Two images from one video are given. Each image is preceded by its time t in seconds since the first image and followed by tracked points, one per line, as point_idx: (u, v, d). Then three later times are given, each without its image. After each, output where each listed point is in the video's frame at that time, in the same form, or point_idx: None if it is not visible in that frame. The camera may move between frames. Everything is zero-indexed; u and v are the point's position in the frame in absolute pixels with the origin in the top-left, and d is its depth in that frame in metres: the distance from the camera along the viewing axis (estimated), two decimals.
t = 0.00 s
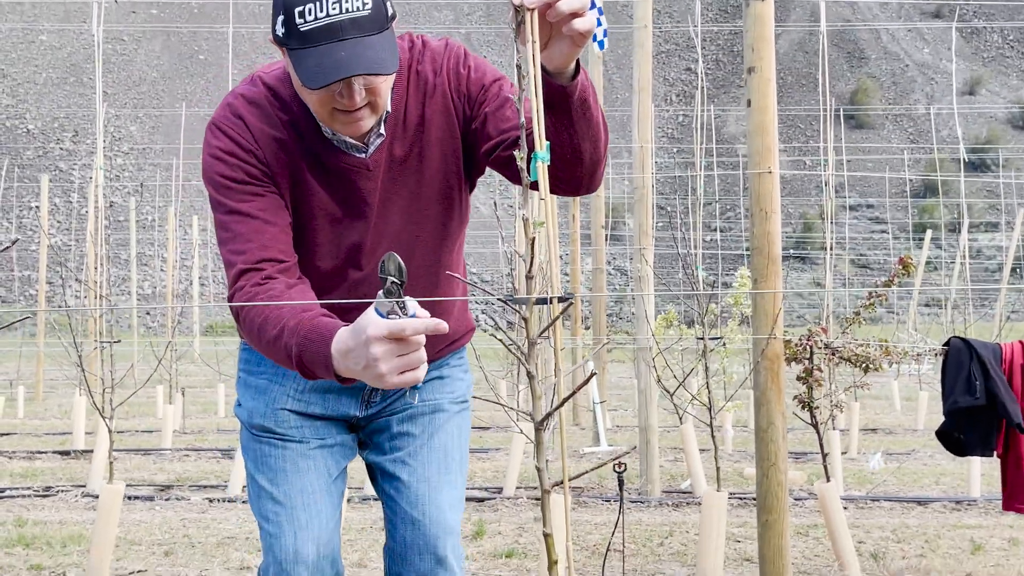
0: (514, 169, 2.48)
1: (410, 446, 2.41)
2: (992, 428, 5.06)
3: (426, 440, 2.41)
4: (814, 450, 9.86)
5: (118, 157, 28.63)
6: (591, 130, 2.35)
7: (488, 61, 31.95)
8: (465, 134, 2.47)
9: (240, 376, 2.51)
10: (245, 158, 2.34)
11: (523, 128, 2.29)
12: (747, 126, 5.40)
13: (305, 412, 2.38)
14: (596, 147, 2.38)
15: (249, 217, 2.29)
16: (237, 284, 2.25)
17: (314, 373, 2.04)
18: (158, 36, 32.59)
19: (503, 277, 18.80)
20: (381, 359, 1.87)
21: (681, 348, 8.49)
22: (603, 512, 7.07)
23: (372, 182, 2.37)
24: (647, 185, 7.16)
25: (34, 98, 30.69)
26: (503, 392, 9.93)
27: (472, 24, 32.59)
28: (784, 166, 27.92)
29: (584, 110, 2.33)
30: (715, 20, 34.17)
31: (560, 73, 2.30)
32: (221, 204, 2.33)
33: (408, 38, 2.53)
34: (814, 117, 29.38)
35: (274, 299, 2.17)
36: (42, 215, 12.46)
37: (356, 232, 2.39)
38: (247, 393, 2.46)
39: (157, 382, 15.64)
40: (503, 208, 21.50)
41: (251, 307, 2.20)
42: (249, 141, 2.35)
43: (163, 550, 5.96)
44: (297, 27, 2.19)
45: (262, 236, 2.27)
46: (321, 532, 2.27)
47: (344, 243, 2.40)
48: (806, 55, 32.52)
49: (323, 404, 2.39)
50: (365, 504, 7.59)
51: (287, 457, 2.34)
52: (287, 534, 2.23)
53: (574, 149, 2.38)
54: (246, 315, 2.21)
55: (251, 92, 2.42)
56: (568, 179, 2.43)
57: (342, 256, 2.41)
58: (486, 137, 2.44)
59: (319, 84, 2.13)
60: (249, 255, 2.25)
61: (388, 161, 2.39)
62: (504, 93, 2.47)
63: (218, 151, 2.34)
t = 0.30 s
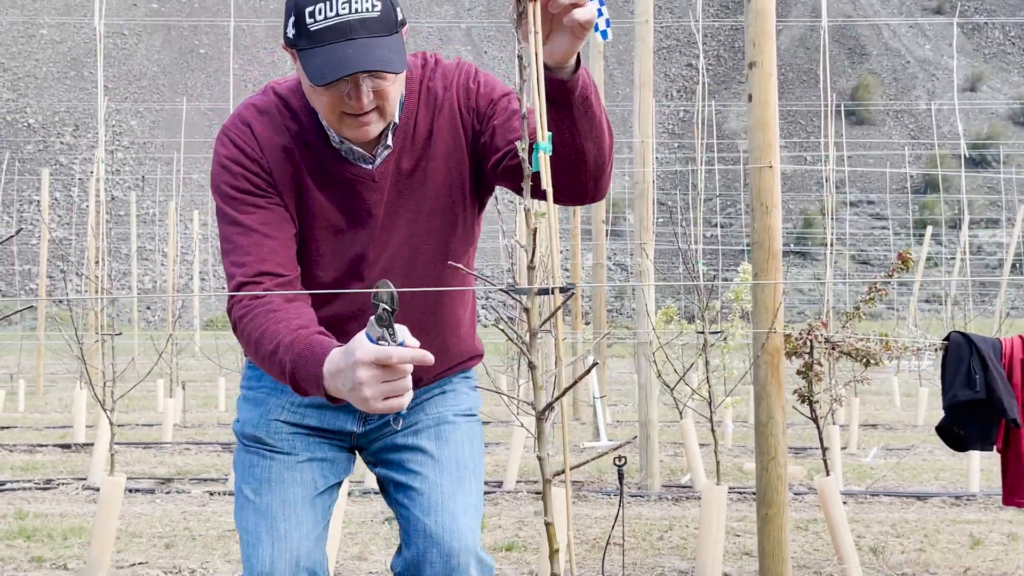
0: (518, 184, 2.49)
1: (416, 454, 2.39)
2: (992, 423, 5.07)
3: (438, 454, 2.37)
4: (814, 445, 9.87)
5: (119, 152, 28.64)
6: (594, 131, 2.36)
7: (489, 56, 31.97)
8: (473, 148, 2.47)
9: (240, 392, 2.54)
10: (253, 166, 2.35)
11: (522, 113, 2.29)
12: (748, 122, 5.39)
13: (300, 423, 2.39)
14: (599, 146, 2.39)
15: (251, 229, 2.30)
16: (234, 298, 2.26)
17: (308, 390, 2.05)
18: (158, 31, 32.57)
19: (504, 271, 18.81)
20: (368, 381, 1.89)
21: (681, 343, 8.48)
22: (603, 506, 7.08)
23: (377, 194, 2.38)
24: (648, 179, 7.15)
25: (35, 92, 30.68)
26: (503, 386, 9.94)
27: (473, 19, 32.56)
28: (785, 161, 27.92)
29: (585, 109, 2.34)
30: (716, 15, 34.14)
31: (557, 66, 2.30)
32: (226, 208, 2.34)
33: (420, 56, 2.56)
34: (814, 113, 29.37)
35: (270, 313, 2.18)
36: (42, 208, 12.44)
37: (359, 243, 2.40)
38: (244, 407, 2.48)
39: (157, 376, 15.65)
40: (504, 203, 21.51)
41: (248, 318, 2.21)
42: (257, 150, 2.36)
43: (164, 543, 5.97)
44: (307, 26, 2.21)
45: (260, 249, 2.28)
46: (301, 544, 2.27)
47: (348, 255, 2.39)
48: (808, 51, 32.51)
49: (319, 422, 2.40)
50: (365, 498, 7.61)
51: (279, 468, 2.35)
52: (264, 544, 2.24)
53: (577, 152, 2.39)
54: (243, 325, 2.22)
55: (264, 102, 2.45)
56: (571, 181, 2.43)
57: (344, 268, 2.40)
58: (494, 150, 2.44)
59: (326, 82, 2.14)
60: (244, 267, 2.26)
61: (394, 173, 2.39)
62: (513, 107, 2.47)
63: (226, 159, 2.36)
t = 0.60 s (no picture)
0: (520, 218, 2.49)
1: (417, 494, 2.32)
2: (990, 418, 5.08)
3: (440, 493, 2.30)
4: (813, 441, 9.87)
5: (119, 146, 28.64)
6: (597, 136, 2.36)
7: (490, 51, 31.99)
8: (475, 192, 2.45)
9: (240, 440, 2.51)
10: (251, 210, 2.34)
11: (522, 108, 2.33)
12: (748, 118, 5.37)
13: (291, 463, 2.35)
14: (605, 144, 2.37)
15: (247, 271, 2.29)
16: (227, 334, 2.24)
17: (302, 422, 2.04)
18: (158, 25, 32.57)
19: (503, 267, 18.81)
20: (367, 391, 1.91)
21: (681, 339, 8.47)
22: (602, 501, 7.08)
23: (376, 240, 2.37)
24: (648, 174, 7.15)
25: (35, 86, 30.70)
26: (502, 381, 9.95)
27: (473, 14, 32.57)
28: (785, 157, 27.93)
29: (587, 112, 2.34)
30: (717, 10, 34.13)
31: (555, 60, 2.30)
32: (222, 253, 2.33)
33: (419, 106, 2.57)
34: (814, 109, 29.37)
35: (261, 348, 2.17)
36: (42, 203, 12.43)
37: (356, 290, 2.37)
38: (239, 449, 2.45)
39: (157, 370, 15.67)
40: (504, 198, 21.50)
41: (238, 355, 2.19)
42: (255, 195, 2.36)
43: (163, 537, 5.97)
44: (308, 60, 2.23)
45: (253, 293, 2.26)
46: None
47: (342, 300, 2.35)
48: (808, 47, 32.53)
49: (314, 465, 2.36)
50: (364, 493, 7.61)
51: (265, 502, 2.30)
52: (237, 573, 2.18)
53: (581, 154, 2.37)
54: (232, 365, 2.19)
55: (265, 149, 2.45)
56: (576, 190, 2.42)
57: (339, 315, 2.36)
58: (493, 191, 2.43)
59: (326, 111, 2.15)
60: (236, 306, 2.25)
61: (394, 219, 2.38)
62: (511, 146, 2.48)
63: (224, 202, 2.35)
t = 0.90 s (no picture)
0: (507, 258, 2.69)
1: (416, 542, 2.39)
2: (989, 411, 5.08)
3: (437, 532, 2.38)
4: (811, 436, 9.88)
5: (119, 140, 28.62)
6: (586, 136, 2.43)
7: (491, 47, 32.01)
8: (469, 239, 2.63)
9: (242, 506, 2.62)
10: (251, 259, 2.46)
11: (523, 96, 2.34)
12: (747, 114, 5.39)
13: (288, 515, 2.46)
14: (593, 142, 2.44)
15: (246, 316, 2.38)
16: (228, 377, 2.30)
17: (312, 449, 2.08)
18: (158, 19, 32.52)
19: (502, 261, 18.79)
20: (379, 398, 1.96)
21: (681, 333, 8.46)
22: (601, 494, 7.09)
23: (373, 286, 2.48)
24: (648, 168, 7.13)
25: (34, 80, 30.66)
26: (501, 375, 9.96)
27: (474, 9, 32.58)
28: (786, 152, 27.92)
29: (579, 110, 2.41)
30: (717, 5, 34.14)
31: (552, 47, 2.35)
32: (220, 302, 2.42)
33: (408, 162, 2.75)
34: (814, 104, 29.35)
35: (265, 383, 2.23)
36: (42, 196, 12.42)
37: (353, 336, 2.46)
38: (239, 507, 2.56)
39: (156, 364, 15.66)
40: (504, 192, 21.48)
41: (239, 395, 2.24)
42: (255, 244, 2.48)
43: (162, 529, 5.98)
44: (310, 91, 2.36)
45: (254, 338, 2.34)
46: None
47: (339, 347, 2.45)
48: (809, 43, 32.53)
49: (312, 517, 2.46)
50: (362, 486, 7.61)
51: (260, 546, 2.41)
52: None
53: (572, 154, 2.43)
54: (232, 406, 2.23)
55: (263, 205, 2.59)
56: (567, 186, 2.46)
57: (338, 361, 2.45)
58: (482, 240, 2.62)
59: (329, 132, 2.29)
60: (238, 353, 2.32)
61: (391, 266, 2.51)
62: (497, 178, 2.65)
63: (224, 254, 2.47)
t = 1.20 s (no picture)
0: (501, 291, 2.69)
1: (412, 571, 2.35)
2: (989, 406, 5.07)
3: (436, 556, 2.34)
4: (811, 431, 9.87)
5: (119, 135, 28.61)
6: (572, 130, 2.48)
7: (491, 42, 31.98)
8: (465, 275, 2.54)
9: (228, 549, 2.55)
10: (252, 292, 2.40)
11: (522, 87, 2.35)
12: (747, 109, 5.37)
13: (278, 547, 2.40)
14: (573, 132, 2.48)
15: (248, 346, 2.31)
16: (229, 404, 2.23)
17: (321, 466, 2.01)
18: (158, 14, 32.51)
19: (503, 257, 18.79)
20: (389, 406, 1.91)
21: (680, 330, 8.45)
22: (600, 489, 7.09)
23: (374, 320, 2.42)
24: (648, 162, 7.11)
25: (34, 74, 30.64)
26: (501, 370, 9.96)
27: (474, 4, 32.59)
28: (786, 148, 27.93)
29: (565, 104, 2.45)
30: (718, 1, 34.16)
31: (551, 37, 2.37)
32: (220, 333, 2.36)
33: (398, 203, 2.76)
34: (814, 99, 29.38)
35: (269, 408, 2.17)
36: (42, 190, 12.40)
37: (353, 372, 2.40)
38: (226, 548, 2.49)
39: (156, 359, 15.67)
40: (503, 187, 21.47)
41: (243, 418, 2.16)
42: (257, 275, 2.42)
43: (162, 522, 5.98)
44: (319, 126, 2.33)
45: (257, 365, 2.28)
46: None
47: (337, 384, 2.40)
48: (809, 39, 32.50)
49: (303, 550, 2.39)
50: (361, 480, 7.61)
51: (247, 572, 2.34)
52: None
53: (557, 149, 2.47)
54: (236, 429, 2.15)
55: (263, 244, 2.55)
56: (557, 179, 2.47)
57: (337, 397, 2.39)
58: (476, 273, 2.55)
59: (338, 165, 2.27)
60: (240, 380, 2.25)
61: (392, 303, 2.45)
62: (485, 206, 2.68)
63: (226, 283, 2.41)
